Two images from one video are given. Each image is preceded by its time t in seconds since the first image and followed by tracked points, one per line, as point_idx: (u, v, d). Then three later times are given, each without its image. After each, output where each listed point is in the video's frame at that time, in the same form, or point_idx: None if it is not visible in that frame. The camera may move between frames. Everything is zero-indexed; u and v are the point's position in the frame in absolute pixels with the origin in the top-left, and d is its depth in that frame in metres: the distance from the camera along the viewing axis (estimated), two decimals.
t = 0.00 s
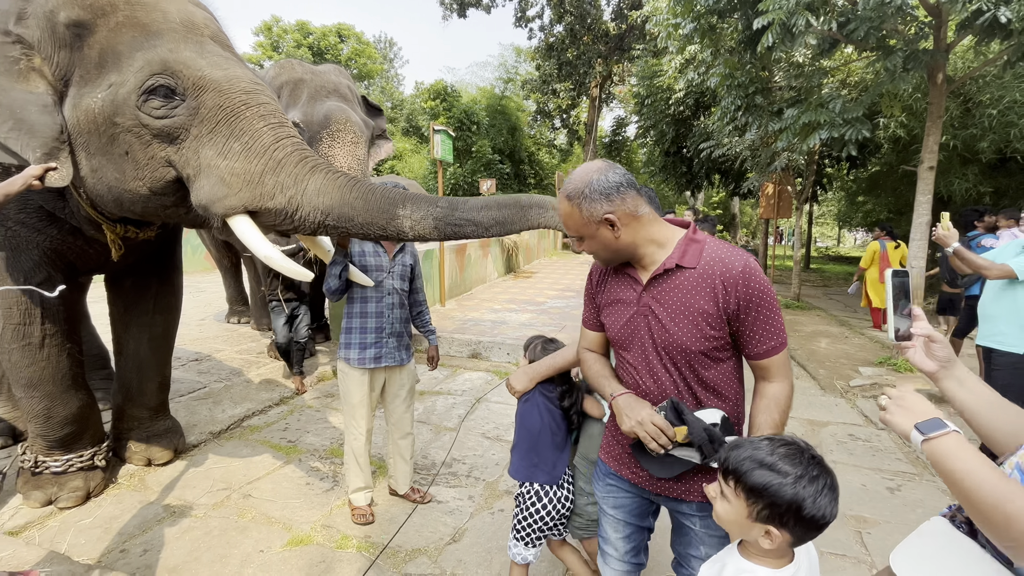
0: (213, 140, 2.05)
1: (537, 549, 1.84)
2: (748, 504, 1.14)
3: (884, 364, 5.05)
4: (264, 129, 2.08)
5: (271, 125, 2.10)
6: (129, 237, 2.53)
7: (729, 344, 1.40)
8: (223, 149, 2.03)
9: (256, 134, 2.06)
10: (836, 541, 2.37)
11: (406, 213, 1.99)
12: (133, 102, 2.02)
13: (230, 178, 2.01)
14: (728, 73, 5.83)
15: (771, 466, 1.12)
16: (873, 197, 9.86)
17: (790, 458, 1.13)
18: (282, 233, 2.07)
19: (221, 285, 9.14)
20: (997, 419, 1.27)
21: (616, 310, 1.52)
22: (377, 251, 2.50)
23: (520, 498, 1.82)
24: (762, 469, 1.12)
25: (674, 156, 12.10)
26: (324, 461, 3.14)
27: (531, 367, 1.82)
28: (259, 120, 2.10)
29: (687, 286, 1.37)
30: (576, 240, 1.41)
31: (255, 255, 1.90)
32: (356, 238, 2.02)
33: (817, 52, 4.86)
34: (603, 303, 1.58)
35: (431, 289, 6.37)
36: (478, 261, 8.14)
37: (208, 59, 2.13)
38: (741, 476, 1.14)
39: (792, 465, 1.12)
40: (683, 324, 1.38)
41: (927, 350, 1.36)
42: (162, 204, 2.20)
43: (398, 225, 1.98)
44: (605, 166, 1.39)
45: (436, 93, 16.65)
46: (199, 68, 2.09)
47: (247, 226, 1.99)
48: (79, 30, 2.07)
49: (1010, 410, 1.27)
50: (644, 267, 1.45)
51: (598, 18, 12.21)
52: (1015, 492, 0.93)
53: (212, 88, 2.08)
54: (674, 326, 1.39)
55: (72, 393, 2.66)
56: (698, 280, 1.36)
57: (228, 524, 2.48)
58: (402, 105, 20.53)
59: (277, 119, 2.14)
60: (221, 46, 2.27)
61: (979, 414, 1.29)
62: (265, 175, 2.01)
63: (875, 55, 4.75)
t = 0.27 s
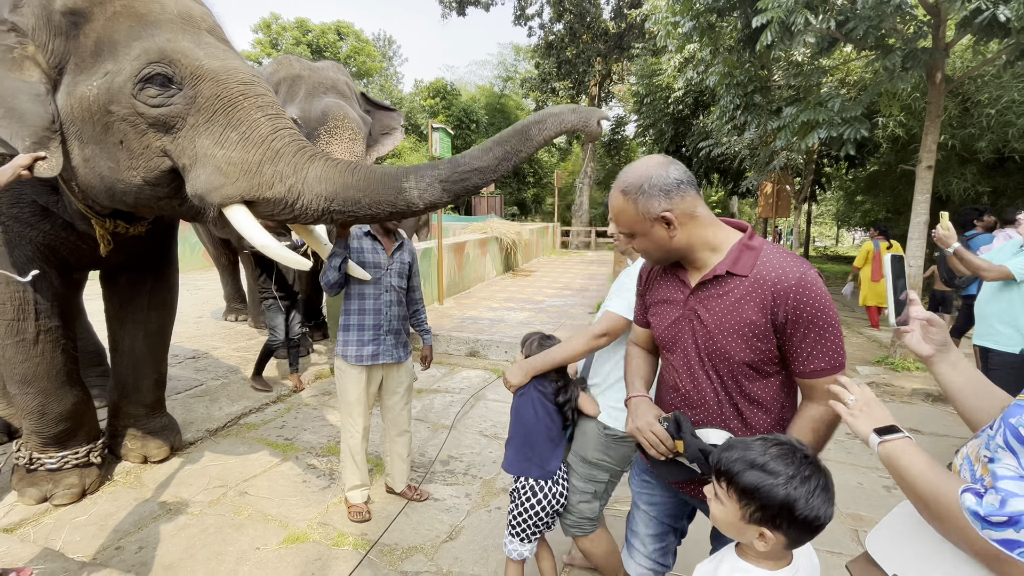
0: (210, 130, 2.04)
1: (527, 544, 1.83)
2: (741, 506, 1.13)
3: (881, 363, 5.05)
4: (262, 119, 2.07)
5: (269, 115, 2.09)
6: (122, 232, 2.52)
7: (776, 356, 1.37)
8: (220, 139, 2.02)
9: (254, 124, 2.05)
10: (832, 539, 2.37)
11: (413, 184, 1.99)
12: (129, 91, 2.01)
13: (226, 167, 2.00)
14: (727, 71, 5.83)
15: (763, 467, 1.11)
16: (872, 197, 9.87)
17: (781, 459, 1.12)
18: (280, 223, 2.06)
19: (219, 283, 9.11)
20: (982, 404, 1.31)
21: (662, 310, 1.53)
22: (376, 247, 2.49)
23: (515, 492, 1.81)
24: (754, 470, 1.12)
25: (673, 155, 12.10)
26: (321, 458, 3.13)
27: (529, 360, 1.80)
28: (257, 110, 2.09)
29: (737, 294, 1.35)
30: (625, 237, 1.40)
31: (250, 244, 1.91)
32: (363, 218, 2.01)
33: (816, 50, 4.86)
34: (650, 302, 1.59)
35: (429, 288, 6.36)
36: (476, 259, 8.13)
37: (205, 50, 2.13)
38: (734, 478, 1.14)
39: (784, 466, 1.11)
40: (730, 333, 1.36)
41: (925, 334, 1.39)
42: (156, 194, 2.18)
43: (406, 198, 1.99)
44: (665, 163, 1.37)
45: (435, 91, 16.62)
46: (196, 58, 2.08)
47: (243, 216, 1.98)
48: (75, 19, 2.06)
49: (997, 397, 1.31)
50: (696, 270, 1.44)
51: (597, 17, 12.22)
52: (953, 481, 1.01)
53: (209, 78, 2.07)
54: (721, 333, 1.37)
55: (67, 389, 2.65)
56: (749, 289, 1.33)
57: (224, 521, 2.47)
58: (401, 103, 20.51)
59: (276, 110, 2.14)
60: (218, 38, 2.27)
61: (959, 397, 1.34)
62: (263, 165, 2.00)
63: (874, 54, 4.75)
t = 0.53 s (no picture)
0: (205, 124, 2.03)
1: (525, 540, 1.83)
2: (757, 490, 1.12)
3: (878, 363, 5.06)
4: (258, 114, 2.06)
5: (265, 110, 2.08)
6: (117, 228, 2.51)
7: (801, 360, 1.35)
8: (216, 133, 2.01)
9: (250, 119, 2.05)
10: (829, 538, 2.37)
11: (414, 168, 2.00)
12: (124, 85, 2.00)
13: (223, 161, 1.99)
14: (725, 71, 5.83)
15: (788, 458, 1.10)
16: (870, 198, 9.88)
17: (809, 455, 1.11)
18: (278, 217, 2.05)
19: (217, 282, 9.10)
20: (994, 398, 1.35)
21: (692, 302, 1.55)
22: (377, 245, 2.48)
23: (512, 489, 1.81)
24: (779, 459, 1.10)
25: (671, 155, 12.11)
26: (318, 457, 3.13)
27: (525, 359, 1.80)
28: (253, 104, 2.08)
29: (768, 293, 1.34)
30: (684, 235, 1.34)
31: (251, 240, 1.89)
32: (367, 207, 2.02)
33: (814, 50, 4.85)
34: (682, 294, 1.62)
35: (427, 287, 6.36)
36: (474, 258, 8.12)
37: (200, 43, 2.12)
38: (756, 463, 1.12)
39: (812, 462, 1.10)
40: (756, 331, 1.37)
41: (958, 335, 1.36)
42: (150, 190, 2.17)
43: (409, 182, 2.00)
44: (716, 157, 1.36)
45: (434, 90, 16.61)
46: (191, 52, 2.07)
47: (240, 211, 1.96)
48: (68, 12, 2.04)
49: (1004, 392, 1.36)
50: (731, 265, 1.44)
51: (596, 17, 12.24)
52: (995, 468, 1.02)
53: (204, 72, 2.06)
54: (748, 330, 1.38)
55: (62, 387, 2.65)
56: (780, 290, 1.33)
57: (219, 519, 2.47)
58: (400, 102, 20.48)
59: (272, 104, 2.13)
60: (213, 32, 2.26)
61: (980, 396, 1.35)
62: (260, 159, 2.00)
63: (872, 53, 4.76)
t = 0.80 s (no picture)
0: (206, 122, 2.02)
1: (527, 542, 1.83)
2: (758, 479, 1.13)
3: (876, 364, 5.06)
4: (260, 112, 2.06)
5: (267, 108, 2.07)
6: (114, 226, 2.50)
7: (801, 355, 1.34)
8: (218, 131, 2.01)
9: (252, 117, 2.04)
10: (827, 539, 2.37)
11: (415, 175, 2.00)
12: (125, 81, 1.99)
13: (224, 159, 1.98)
14: (725, 71, 5.84)
15: (797, 456, 1.09)
16: (868, 199, 9.90)
17: (821, 458, 1.09)
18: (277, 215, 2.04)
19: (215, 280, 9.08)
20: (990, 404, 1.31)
21: (698, 299, 1.56)
22: (383, 245, 2.48)
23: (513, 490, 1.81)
24: (785, 454, 1.10)
25: (670, 155, 12.12)
26: (316, 456, 3.12)
27: (522, 361, 1.77)
28: (255, 103, 2.07)
29: (770, 288, 1.35)
30: (725, 236, 1.29)
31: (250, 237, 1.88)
32: (363, 209, 2.00)
33: (814, 51, 4.85)
34: (688, 291, 1.63)
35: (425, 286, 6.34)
36: (473, 258, 8.12)
37: (202, 41, 2.11)
38: (765, 455, 1.13)
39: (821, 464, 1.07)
40: (758, 325, 1.37)
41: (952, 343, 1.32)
42: (149, 187, 2.16)
43: (408, 189, 1.99)
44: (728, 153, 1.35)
45: (434, 90, 16.61)
46: (193, 49, 2.06)
47: (240, 209, 1.95)
48: (68, 7, 2.03)
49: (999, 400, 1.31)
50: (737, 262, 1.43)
51: (597, 16, 11.99)
52: None
53: (206, 70, 2.06)
54: (749, 324, 1.38)
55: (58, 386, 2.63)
56: (780, 284, 1.33)
57: (216, 519, 2.46)
58: (400, 102, 20.47)
59: (274, 103, 2.12)
60: (214, 30, 2.25)
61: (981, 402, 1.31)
62: (262, 157, 1.99)
63: (871, 55, 4.76)
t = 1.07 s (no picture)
0: (208, 120, 1.99)
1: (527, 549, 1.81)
2: (766, 496, 1.10)
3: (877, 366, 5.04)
4: (263, 112, 2.03)
5: (269, 108, 2.04)
6: (110, 224, 2.47)
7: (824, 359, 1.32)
8: (219, 130, 1.98)
9: (254, 116, 2.01)
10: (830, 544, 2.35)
11: (419, 177, 1.97)
12: (125, 78, 1.96)
13: (225, 158, 1.96)
14: (726, 72, 5.82)
15: (800, 470, 1.05)
16: (868, 201, 9.89)
17: (829, 473, 1.04)
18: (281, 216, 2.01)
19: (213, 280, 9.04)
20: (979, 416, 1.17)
21: (712, 304, 1.53)
22: (383, 245, 2.45)
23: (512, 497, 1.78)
24: (789, 469, 1.07)
25: (670, 156, 12.10)
26: (314, 458, 3.09)
27: (517, 364, 1.77)
28: (257, 102, 2.04)
29: (794, 291, 1.32)
30: (749, 238, 1.26)
31: (250, 237, 1.85)
32: (367, 211, 1.98)
33: (815, 52, 4.83)
34: (699, 296, 1.59)
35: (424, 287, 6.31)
36: (472, 258, 8.09)
37: (204, 39, 2.08)
38: (769, 471, 1.10)
39: (827, 480, 1.02)
40: (781, 329, 1.34)
41: (926, 352, 1.19)
42: (147, 185, 2.13)
43: (412, 191, 1.96)
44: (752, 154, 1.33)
45: (433, 90, 16.60)
46: (195, 46, 2.03)
47: (240, 208, 1.93)
48: (68, 2, 2.00)
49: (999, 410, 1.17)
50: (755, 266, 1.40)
51: (596, 18, 12.06)
52: None
53: (208, 68, 2.03)
54: (772, 327, 1.36)
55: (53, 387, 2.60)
56: (804, 287, 1.31)
57: (213, 522, 2.43)
58: (399, 101, 20.45)
59: (277, 103, 2.09)
60: (215, 27, 2.22)
61: (964, 416, 1.18)
62: (264, 157, 1.96)
63: (873, 56, 4.74)
